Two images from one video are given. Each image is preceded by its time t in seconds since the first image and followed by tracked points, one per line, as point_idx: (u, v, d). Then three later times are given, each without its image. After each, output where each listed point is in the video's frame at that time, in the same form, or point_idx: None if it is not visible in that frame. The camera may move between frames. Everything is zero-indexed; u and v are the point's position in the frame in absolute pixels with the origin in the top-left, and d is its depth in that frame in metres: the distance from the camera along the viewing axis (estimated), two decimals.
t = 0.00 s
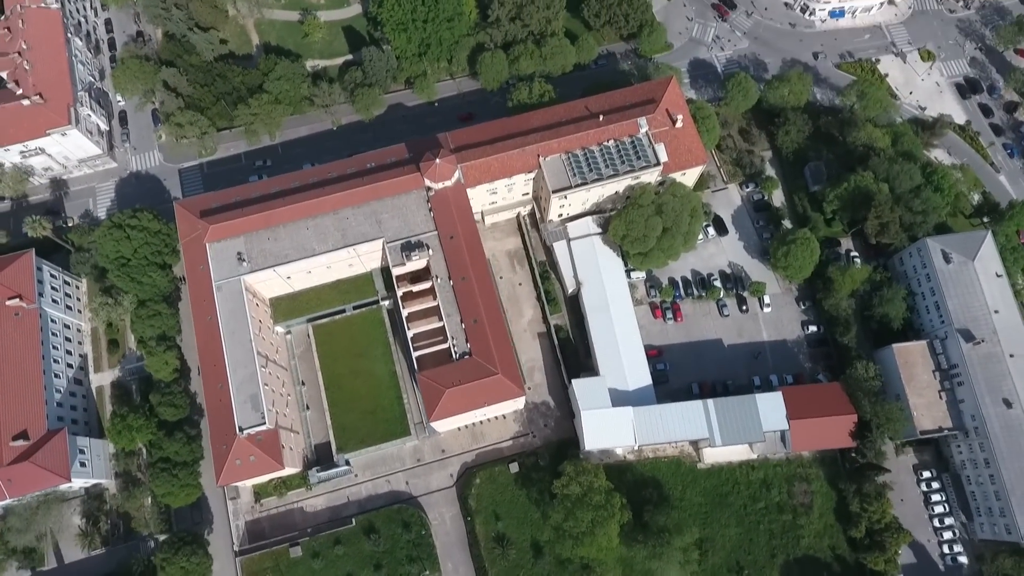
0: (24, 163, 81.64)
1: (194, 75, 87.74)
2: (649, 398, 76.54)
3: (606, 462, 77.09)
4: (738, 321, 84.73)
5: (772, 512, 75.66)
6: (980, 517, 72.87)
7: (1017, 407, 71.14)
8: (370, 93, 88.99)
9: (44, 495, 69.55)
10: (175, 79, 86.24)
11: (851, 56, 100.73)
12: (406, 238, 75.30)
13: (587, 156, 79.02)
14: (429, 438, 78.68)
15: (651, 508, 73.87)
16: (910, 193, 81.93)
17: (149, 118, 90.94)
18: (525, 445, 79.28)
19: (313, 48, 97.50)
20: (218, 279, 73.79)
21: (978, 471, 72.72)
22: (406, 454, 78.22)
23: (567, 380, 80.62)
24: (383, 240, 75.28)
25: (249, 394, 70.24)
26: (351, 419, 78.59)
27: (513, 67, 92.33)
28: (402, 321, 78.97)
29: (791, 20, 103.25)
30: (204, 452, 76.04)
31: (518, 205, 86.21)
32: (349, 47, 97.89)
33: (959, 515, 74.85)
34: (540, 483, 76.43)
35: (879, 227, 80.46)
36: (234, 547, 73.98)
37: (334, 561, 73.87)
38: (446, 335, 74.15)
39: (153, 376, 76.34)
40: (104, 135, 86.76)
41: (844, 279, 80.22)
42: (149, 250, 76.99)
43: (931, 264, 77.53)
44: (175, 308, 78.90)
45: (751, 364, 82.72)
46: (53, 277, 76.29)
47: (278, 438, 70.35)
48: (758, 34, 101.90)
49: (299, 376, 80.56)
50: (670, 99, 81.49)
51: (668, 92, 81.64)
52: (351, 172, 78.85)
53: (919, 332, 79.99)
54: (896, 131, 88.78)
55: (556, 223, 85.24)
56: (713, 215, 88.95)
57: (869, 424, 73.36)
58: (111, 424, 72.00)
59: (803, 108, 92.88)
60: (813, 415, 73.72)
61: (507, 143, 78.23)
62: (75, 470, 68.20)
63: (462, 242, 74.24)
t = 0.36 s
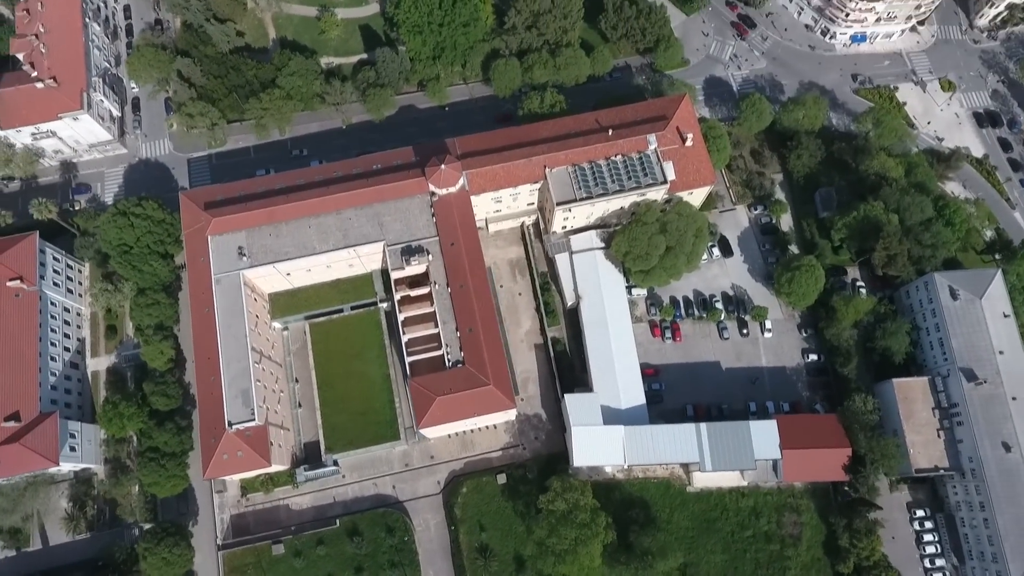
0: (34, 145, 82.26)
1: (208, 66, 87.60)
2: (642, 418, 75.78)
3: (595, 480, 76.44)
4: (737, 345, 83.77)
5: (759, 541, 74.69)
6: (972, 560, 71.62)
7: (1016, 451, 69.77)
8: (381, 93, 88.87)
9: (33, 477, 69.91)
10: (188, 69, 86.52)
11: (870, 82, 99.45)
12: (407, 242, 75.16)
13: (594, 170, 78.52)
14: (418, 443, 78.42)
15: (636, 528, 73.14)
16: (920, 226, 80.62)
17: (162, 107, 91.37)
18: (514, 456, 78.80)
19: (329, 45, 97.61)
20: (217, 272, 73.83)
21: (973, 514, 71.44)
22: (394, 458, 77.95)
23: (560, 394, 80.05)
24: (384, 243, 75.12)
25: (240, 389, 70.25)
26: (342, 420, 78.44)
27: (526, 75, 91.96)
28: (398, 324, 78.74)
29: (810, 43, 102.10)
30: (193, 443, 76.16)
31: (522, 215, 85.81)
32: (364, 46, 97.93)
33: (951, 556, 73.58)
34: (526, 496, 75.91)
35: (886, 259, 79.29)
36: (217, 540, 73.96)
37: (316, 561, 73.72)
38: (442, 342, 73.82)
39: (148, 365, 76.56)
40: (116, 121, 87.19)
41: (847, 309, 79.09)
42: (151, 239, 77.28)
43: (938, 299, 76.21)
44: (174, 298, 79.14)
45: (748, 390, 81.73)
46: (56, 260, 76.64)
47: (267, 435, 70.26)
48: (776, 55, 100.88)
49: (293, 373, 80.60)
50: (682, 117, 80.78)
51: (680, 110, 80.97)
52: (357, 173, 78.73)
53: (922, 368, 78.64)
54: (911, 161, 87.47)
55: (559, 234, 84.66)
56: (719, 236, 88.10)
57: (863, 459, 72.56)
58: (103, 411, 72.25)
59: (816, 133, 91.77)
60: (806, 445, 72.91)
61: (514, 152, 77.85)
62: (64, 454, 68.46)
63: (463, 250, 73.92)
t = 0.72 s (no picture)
0: (45, 128, 82.97)
1: (221, 59, 87.66)
2: (632, 436, 75.19)
3: (581, 495, 75.91)
4: (734, 367, 82.95)
5: (743, 567, 73.87)
6: None
7: (1011, 494, 68.59)
8: (391, 95, 88.78)
9: (22, 459, 70.30)
10: (201, 61, 86.75)
11: (885, 108, 98.26)
12: (406, 246, 74.98)
13: (598, 184, 78.15)
14: (406, 447, 78.31)
15: (620, 547, 72.55)
16: (926, 258, 79.48)
17: (173, 97, 91.89)
18: (502, 467, 78.47)
19: (343, 43, 97.73)
20: (216, 265, 74.07)
21: (963, 554, 70.33)
22: (381, 461, 77.88)
23: (552, 407, 79.63)
24: (383, 246, 75.07)
25: (231, 383, 70.36)
26: (332, 420, 78.40)
27: (537, 83, 91.68)
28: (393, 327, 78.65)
29: (827, 65, 100.99)
30: (183, 434, 76.42)
31: (525, 224, 85.49)
32: (378, 45, 97.95)
33: None
34: (511, 507, 75.51)
35: (890, 290, 78.28)
36: (200, 532, 74.15)
37: (297, 559, 73.71)
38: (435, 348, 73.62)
39: (143, 353, 76.85)
40: (126, 109, 87.75)
41: (847, 338, 78.10)
42: (153, 228, 77.68)
43: (940, 334, 75.05)
44: (173, 288, 79.45)
45: (742, 413, 80.89)
46: (59, 244, 77.06)
47: (255, 431, 70.32)
48: (792, 75, 99.90)
49: (286, 370, 80.75)
50: (690, 135, 80.23)
51: (689, 128, 80.43)
52: (361, 173, 78.76)
53: (920, 402, 77.49)
54: (921, 191, 86.31)
55: (560, 246, 84.20)
56: (721, 256, 87.37)
57: (853, 492, 71.45)
58: (95, 397, 72.61)
59: (827, 157, 90.79)
60: (797, 474, 71.98)
61: (519, 161, 77.60)
62: (53, 438, 68.83)
63: (461, 257, 73.76)
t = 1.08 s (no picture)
0: (55, 112, 83.69)
1: (233, 52, 87.63)
2: (619, 453, 74.77)
3: (565, 509, 75.59)
4: (728, 389, 82.23)
5: None
6: None
7: (1000, 534, 67.63)
8: (400, 96, 88.68)
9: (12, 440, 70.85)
10: (213, 53, 87.08)
11: (897, 135, 97.20)
12: (404, 249, 74.88)
13: (600, 198, 77.79)
14: (394, 450, 78.28)
15: (601, 563, 72.11)
16: (928, 289, 78.50)
17: (184, 87, 92.45)
18: (488, 475, 78.24)
19: (356, 41, 97.92)
20: (214, 258, 74.29)
21: None
22: (368, 462, 77.92)
23: (542, 418, 79.30)
24: (381, 248, 75.05)
25: (222, 377, 70.55)
26: (320, 418, 78.38)
27: (547, 92, 91.38)
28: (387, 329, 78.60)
29: (841, 88, 99.95)
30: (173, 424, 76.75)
31: (526, 233, 85.25)
32: (390, 46, 98.09)
33: None
34: (495, 516, 75.25)
35: (889, 320, 77.31)
36: (184, 523, 74.43)
37: (278, 556, 73.81)
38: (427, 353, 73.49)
39: (138, 341, 77.25)
40: (137, 97, 88.35)
41: (843, 366, 77.23)
42: (155, 218, 78.16)
43: (938, 368, 74.04)
44: (171, 278, 79.84)
45: (733, 436, 80.21)
46: (62, 228, 77.68)
47: (243, 426, 70.47)
48: (804, 97, 99.04)
49: (278, 365, 80.89)
50: (696, 153, 79.68)
51: (695, 146, 79.87)
52: (364, 174, 78.73)
53: (914, 435, 76.51)
54: (928, 221, 85.26)
55: (560, 257, 83.79)
56: (722, 275, 86.72)
57: (840, 522, 70.63)
58: (87, 382, 73.07)
59: (835, 182, 89.89)
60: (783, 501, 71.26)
61: (522, 170, 77.36)
62: (43, 421, 69.35)
63: (458, 263, 73.62)
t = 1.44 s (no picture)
0: (66, 96, 84.43)
1: (245, 45, 87.83)
2: (605, 468, 74.41)
3: (548, 520, 75.28)
4: (720, 409, 81.61)
5: None
6: None
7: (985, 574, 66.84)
8: (408, 98, 88.83)
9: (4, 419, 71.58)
10: (225, 45, 87.16)
11: (908, 163, 96.11)
12: (401, 251, 74.94)
13: (601, 210, 77.41)
14: (381, 451, 78.38)
15: None
16: (928, 321, 77.51)
17: (195, 77, 93.06)
18: (473, 481, 78.11)
19: (369, 40, 98.13)
20: (213, 250, 74.66)
21: None
22: (355, 462, 78.06)
23: (530, 427, 79.06)
24: (379, 249, 75.15)
25: (213, 368, 70.85)
26: (310, 415, 78.56)
27: (555, 101, 91.14)
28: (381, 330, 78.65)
29: (854, 112, 98.94)
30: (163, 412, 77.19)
31: (526, 241, 85.04)
32: (403, 46, 98.25)
33: None
34: (477, 523, 75.09)
35: (887, 350, 76.44)
36: (169, 511, 74.83)
37: (259, 549, 74.03)
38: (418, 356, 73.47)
39: (134, 328, 77.76)
40: (148, 85, 88.96)
41: (837, 394, 76.42)
42: (158, 206, 78.71)
43: (933, 401, 73.06)
44: (170, 267, 80.32)
45: (722, 457, 79.59)
46: (65, 212, 78.40)
47: (231, 419, 70.73)
48: (816, 119, 98.17)
49: (271, 360, 81.20)
50: (701, 171, 79.12)
51: (700, 164, 79.30)
52: (367, 173, 78.76)
53: (905, 468, 75.63)
54: (933, 252, 84.23)
55: (558, 267, 83.47)
56: (721, 295, 86.09)
57: (823, 552, 69.91)
58: (81, 365, 73.61)
59: (841, 207, 89.01)
60: (768, 527, 70.58)
61: (525, 179, 77.12)
62: (35, 402, 70.05)
63: (455, 268, 73.46)
